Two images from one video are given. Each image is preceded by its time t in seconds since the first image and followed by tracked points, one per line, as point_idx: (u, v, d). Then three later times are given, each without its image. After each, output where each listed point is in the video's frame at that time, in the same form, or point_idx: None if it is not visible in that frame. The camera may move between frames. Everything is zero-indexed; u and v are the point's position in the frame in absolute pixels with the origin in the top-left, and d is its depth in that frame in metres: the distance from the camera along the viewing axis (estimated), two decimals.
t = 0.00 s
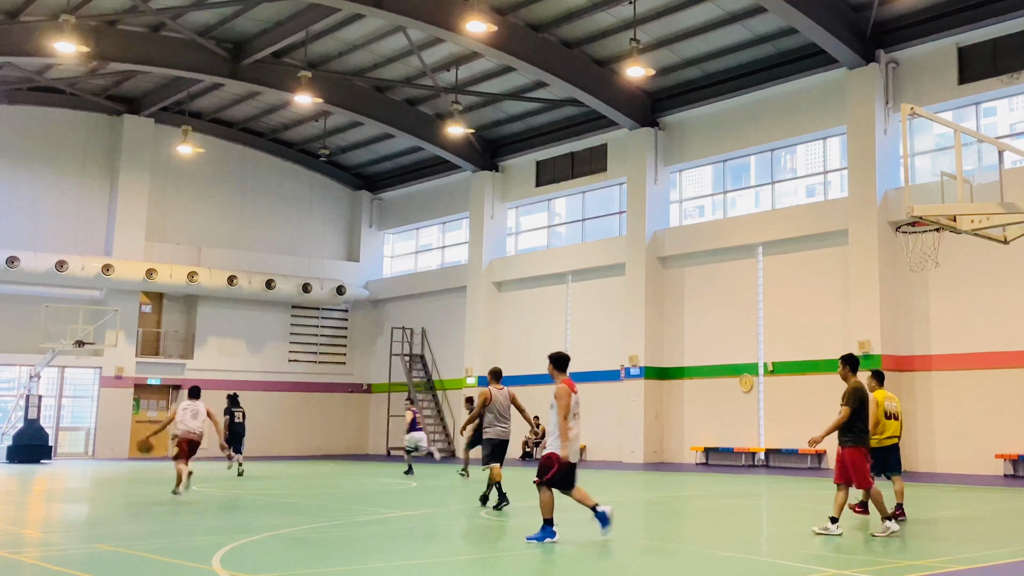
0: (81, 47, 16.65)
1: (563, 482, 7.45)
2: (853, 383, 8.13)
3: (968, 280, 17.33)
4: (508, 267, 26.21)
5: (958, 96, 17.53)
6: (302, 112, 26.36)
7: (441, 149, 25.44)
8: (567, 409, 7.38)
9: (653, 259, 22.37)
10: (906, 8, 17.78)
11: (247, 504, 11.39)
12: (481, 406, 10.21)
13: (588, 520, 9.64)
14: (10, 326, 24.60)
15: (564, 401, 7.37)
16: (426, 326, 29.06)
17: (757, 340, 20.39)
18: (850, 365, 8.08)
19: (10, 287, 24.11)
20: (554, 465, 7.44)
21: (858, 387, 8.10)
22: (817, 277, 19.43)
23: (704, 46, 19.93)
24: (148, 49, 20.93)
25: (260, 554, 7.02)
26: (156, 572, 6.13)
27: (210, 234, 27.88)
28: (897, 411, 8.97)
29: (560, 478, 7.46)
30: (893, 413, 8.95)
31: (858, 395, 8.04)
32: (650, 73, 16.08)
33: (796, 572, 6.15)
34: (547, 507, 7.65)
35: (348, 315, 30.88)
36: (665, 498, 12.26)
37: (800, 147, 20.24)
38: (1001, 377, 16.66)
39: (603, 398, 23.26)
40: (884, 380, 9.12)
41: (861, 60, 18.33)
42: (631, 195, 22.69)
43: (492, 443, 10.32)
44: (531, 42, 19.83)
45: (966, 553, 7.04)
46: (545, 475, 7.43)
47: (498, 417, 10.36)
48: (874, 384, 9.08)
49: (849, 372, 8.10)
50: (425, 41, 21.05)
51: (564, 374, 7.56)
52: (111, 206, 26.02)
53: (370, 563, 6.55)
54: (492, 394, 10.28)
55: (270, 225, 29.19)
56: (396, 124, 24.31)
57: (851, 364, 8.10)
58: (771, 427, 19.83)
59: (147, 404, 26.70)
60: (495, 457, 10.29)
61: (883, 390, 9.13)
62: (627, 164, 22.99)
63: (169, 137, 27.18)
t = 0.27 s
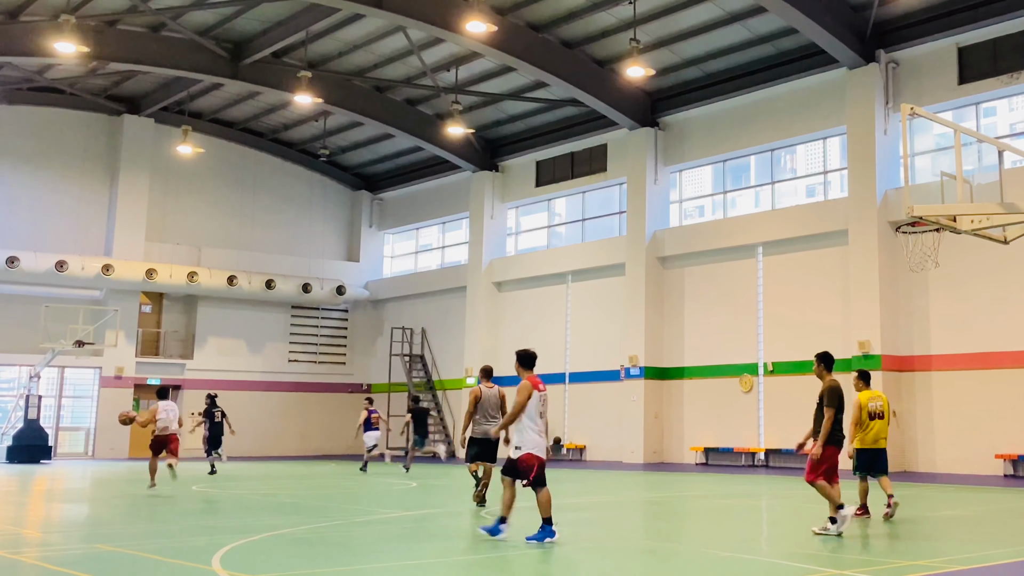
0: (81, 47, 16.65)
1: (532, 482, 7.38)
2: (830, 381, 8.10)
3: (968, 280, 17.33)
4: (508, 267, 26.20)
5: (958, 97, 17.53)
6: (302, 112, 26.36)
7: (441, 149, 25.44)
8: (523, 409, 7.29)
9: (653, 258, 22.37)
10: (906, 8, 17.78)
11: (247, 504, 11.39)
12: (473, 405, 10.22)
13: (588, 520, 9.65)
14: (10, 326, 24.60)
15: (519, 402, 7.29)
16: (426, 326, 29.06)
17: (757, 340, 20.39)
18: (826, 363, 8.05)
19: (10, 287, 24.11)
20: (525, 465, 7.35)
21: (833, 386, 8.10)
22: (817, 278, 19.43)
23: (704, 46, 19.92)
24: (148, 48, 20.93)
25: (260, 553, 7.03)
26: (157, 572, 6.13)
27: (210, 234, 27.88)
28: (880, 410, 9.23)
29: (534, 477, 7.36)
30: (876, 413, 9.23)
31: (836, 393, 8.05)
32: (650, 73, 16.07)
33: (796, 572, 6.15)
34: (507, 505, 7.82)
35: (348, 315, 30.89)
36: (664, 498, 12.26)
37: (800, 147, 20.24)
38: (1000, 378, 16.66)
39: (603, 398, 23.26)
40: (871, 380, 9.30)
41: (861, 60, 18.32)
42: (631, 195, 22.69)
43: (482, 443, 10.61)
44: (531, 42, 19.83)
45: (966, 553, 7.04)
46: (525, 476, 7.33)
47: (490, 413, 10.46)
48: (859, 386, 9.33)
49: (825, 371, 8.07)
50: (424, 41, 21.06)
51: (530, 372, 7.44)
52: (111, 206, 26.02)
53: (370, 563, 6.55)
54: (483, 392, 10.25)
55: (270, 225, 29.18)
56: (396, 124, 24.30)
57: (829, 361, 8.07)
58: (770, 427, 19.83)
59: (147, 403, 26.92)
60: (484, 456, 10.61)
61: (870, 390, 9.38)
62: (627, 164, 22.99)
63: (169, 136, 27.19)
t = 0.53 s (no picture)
0: (81, 47, 16.65)
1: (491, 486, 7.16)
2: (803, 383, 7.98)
3: (968, 280, 17.34)
4: (508, 267, 26.21)
5: (958, 96, 17.53)
6: (302, 112, 26.36)
7: (441, 149, 25.44)
8: (486, 410, 7.13)
9: (653, 258, 22.38)
10: (906, 8, 17.78)
11: (248, 504, 11.39)
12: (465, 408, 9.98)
13: (589, 520, 9.65)
14: (10, 326, 24.60)
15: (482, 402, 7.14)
16: (426, 326, 29.06)
17: (757, 340, 20.39)
18: (798, 366, 7.95)
19: (10, 287, 24.11)
20: (486, 469, 7.15)
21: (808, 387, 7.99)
22: (817, 278, 19.44)
23: (704, 46, 19.93)
24: (148, 49, 20.93)
25: (261, 554, 7.03)
26: (157, 572, 6.13)
27: (210, 234, 27.88)
28: (869, 410, 9.49)
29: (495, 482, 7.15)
30: (863, 412, 9.47)
31: (812, 395, 7.89)
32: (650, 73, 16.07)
33: (797, 573, 6.15)
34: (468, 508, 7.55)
35: (348, 315, 30.91)
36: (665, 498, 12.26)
37: (800, 147, 20.25)
38: (1001, 378, 16.66)
39: (603, 398, 23.26)
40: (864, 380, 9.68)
41: (861, 60, 18.32)
42: (631, 195, 22.69)
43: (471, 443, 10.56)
44: (531, 42, 19.83)
45: (967, 553, 7.03)
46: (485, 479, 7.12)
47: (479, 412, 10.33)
48: (851, 385, 9.74)
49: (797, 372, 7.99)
50: (424, 41, 21.06)
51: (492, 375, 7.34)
52: (111, 206, 26.02)
53: (371, 564, 6.55)
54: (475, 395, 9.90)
55: (271, 225, 29.19)
56: (396, 124, 24.30)
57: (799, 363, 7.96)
58: (771, 427, 19.84)
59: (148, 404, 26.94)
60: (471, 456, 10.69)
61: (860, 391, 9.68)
62: (627, 164, 22.99)
63: (169, 136, 27.19)
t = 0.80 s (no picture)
0: (81, 47, 16.64)
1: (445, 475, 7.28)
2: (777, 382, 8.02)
3: (968, 280, 17.34)
4: (508, 266, 26.22)
5: (958, 96, 17.54)
6: (302, 112, 26.37)
7: (441, 149, 25.45)
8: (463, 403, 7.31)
9: (653, 258, 22.38)
10: (905, 8, 17.79)
11: (247, 504, 11.39)
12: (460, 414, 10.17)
13: (589, 520, 9.66)
14: (10, 326, 24.61)
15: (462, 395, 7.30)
16: (426, 326, 29.06)
17: (757, 340, 20.39)
18: (773, 364, 8.01)
19: (10, 287, 24.12)
20: (437, 457, 7.27)
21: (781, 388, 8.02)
22: (817, 277, 19.43)
23: (705, 46, 19.93)
24: (148, 49, 20.93)
25: (261, 554, 7.02)
26: (158, 572, 6.13)
27: (210, 234, 27.89)
28: (863, 411, 9.49)
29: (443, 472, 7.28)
30: (860, 413, 9.48)
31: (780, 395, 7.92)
32: (650, 73, 16.06)
33: (797, 572, 6.14)
34: (467, 504, 7.63)
35: (348, 315, 30.91)
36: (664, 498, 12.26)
37: (800, 147, 20.25)
38: (1000, 378, 16.67)
39: (603, 398, 23.26)
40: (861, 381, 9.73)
41: (861, 60, 18.33)
42: (631, 195, 22.69)
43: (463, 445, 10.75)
44: (531, 42, 19.83)
45: (966, 553, 7.03)
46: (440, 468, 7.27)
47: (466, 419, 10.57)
48: (849, 386, 9.79)
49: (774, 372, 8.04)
50: (424, 41, 21.06)
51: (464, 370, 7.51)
52: (111, 206, 26.02)
53: (371, 563, 6.55)
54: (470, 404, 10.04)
55: (271, 225, 29.19)
56: (396, 124, 24.31)
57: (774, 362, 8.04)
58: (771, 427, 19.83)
59: (147, 405, 26.68)
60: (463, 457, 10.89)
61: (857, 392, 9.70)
62: (627, 164, 22.99)
63: (169, 136, 27.19)
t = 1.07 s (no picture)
0: (81, 47, 16.64)
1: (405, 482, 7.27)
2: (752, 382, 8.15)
3: (968, 281, 17.33)
4: (508, 267, 26.22)
5: (958, 96, 17.53)
6: (302, 112, 26.36)
7: (441, 149, 25.44)
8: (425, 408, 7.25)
9: (653, 258, 22.37)
10: (905, 8, 17.78)
11: (246, 504, 11.39)
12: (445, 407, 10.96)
13: (588, 520, 9.66)
14: (10, 326, 24.61)
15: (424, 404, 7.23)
16: (426, 326, 29.05)
17: (757, 340, 20.38)
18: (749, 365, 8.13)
19: (10, 287, 24.11)
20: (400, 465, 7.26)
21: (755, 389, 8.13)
22: (817, 277, 19.43)
23: (705, 45, 19.92)
24: (148, 49, 20.92)
25: (260, 554, 7.02)
26: (157, 572, 6.13)
27: (210, 234, 27.88)
28: (864, 411, 9.72)
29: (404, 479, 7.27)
30: (859, 412, 9.71)
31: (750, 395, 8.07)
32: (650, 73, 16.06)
33: (797, 573, 6.14)
34: (458, 503, 7.59)
35: (348, 315, 30.91)
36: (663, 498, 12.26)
37: (800, 147, 20.24)
38: (1000, 378, 16.66)
39: (603, 398, 23.25)
40: (861, 380, 9.80)
41: (861, 60, 18.32)
42: (631, 195, 22.69)
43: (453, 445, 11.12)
44: (531, 42, 19.83)
45: (966, 553, 7.03)
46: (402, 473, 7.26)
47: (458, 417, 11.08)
48: (847, 385, 9.80)
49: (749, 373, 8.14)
50: (424, 41, 21.06)
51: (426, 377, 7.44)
52: (111, 206, 26.02)
53: (370, 564, 6.55)
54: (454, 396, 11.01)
55: (270, 225, 29.18)
56: (396, 124, 24.30)
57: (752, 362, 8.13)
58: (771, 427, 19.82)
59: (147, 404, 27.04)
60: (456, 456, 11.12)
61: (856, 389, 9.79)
62: (627, 164, 22.98)
63: (169, 136, 27.18)
